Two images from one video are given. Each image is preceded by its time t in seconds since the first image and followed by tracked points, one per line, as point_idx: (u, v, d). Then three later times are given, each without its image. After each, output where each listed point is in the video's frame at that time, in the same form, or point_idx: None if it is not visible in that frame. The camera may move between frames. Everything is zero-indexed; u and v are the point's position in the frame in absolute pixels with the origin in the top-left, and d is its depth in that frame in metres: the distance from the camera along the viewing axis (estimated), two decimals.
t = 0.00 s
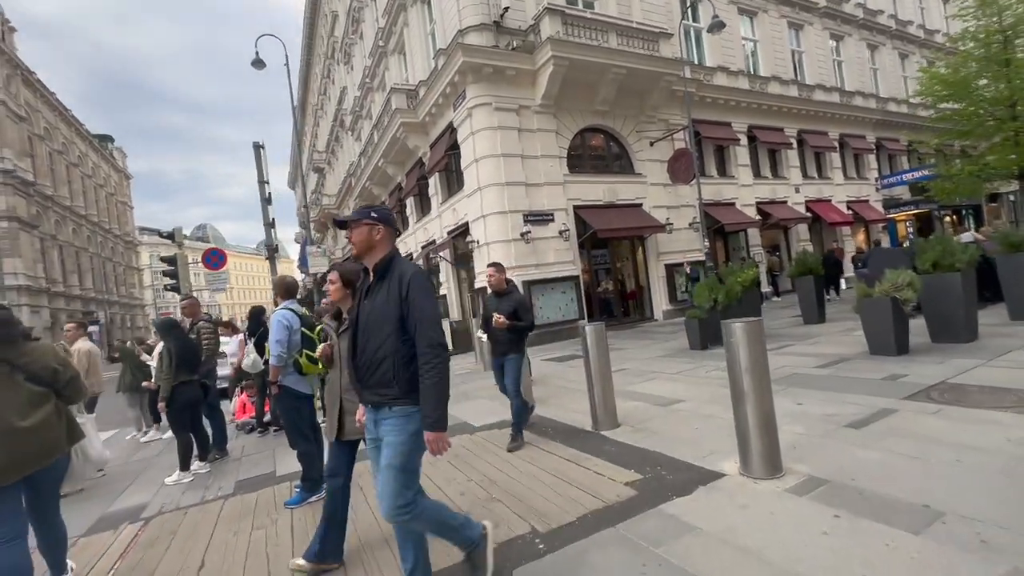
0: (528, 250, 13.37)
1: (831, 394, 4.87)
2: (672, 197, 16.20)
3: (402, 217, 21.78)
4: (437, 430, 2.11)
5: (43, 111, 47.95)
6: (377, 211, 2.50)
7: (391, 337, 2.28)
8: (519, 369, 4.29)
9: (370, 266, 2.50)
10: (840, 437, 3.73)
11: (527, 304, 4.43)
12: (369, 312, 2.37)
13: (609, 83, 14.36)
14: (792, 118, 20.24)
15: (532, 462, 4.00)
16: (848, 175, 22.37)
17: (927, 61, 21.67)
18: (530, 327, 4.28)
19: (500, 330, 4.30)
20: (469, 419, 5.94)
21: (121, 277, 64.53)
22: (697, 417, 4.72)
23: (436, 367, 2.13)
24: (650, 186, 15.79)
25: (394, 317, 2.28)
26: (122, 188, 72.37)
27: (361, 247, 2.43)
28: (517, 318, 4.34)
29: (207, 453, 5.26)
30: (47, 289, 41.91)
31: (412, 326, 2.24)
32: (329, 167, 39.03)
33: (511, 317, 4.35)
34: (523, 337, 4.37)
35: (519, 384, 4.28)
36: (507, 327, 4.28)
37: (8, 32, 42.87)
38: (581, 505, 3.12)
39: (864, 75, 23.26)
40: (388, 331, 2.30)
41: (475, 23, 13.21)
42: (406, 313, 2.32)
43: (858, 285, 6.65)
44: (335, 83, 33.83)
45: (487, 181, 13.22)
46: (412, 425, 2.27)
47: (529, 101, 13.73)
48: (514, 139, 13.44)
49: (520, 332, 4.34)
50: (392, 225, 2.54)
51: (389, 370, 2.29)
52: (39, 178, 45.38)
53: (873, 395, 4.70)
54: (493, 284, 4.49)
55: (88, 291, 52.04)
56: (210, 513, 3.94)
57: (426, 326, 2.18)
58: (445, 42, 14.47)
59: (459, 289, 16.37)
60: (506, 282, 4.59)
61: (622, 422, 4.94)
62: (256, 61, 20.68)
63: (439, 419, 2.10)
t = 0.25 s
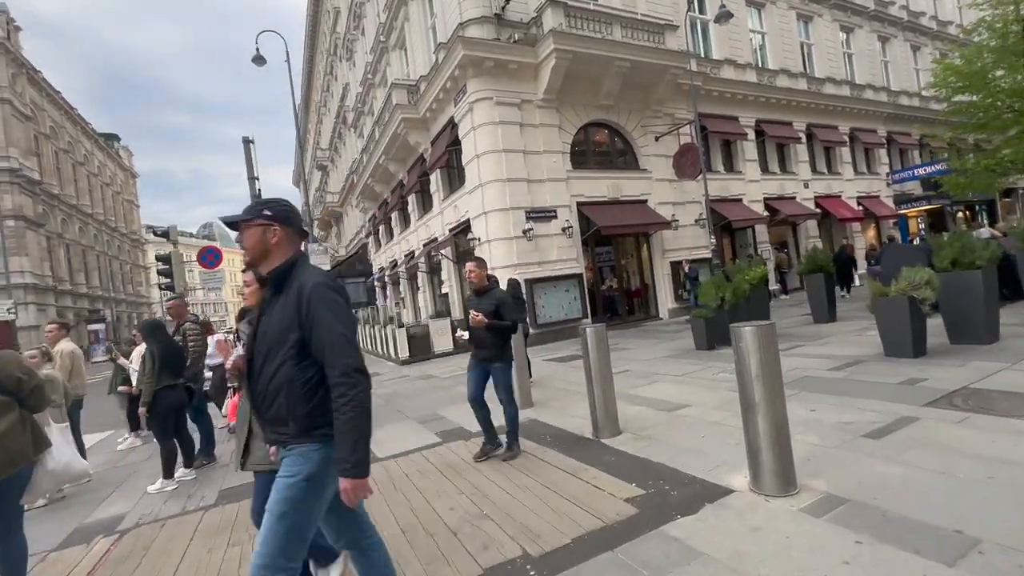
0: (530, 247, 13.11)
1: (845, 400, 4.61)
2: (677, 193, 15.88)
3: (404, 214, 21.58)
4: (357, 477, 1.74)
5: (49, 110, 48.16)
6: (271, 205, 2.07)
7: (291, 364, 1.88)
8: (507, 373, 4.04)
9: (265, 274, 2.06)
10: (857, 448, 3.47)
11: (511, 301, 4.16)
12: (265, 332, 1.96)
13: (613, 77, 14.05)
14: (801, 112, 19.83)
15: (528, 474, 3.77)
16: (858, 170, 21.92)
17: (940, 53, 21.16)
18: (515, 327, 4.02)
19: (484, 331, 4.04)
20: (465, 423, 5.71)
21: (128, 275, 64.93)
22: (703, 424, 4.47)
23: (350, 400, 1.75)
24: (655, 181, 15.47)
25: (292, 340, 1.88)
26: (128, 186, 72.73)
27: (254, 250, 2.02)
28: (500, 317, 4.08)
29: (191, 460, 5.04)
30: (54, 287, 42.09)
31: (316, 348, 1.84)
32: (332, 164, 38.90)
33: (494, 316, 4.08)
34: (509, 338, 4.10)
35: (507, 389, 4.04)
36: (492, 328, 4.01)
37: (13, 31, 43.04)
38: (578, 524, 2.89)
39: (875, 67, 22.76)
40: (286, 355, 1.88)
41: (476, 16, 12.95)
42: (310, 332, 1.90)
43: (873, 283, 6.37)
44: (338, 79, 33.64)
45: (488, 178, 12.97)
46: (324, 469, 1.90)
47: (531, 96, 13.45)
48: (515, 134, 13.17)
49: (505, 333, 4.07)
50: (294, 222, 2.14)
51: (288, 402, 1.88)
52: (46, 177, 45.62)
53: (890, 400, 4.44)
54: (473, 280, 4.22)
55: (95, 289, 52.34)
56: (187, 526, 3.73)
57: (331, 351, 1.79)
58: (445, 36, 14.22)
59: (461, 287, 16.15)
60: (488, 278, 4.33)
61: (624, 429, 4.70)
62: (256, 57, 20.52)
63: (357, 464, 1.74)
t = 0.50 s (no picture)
0: (531, 245, 12.89)
1: (858, 402, 4.37)
2: (681, 190, 15.63)
3: (404, 213, 21.40)
4: (179, 558, 1.36)
5: (51, 111, 48.25)
6: (121, 187, 1.69)
7: (116, 396, 1.50)
8: (488, 382, 3.78)
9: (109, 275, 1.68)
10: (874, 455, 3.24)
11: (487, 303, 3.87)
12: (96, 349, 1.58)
13: (615, 72, 13.81)
14: (805, 108, 19.54)
15: (523, 482, 3.56)
16: (864, 166, 21.59)
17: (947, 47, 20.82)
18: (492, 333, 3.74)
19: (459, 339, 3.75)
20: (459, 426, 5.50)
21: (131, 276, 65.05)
22: (709, 427, 4.24)
23: (179, 453, 1.36)
24: (658, 178, 15.22)
25: (120, 364, 1.51)
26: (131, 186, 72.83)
27: (93, 244, 1.64)
28: (476, 322, 3.79)
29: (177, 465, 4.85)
30: (56, 287, 42.13)
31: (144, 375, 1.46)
32: (333, 163, 38.77)
33: (469, 321, 3.80)
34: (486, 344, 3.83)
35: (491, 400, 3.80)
36: (467, 335, 3.73)
37: (15, 32, 43.11)
38: (575, 539, 2.67)
39: (881, 62, 22.43)
40: (109, 382, 1.50)
41: (475, 11, 12.75)
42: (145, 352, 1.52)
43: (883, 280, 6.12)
44: (338, 78, 33.50)
45: (488, 175, 12.76)
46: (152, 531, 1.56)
47: (531, 91, 13.23)
48: (515, 130, 12.95)
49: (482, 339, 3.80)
50: (152, 210, 1.73)
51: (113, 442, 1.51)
52: (48, 177, 45.70)
53: (906, 403, 4.20)
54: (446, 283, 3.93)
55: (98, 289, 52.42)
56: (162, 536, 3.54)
57: (157, 385, 1.41)
58: (444, 31, 14.02)
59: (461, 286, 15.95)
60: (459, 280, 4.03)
61: (625, 432, 4.48)
62: (255, 55, 20.39)
63: (178, 543, 1.35)
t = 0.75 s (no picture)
0: (530, 247, 12.64)
1: (873, 413, 4.12)
2: (683, 190, 15.37)
3: (403, 215, 21.20)
4: None
5: (52, 114, 48.21)
6: None
7: None
8: (446, 399, 3.40)
9: None
10: (895, 475, 2.99)
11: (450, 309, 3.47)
12: None
13: (615, 70, 13.58)
14: (809, 107, 19.28)
15: (516, 504, 3.31)
16: (869, 165, 21.30)
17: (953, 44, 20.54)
18: (454, 343, 3.35)
19: (418, 350, 3.37)
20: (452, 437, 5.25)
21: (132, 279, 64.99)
22: (714, 441, 3.99)
23: None
24: (659, 178, 14.97)
25: None
26: (132, 189, 72.89)
27: None
28: (436, 332, 3.40)
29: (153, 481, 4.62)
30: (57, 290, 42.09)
31: None
32: (333, 165, 38.63)
33: (429, 329, 3.40)
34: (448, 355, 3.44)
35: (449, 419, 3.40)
36: (426, 346, 3.35)
37: (15, 36, 43.09)
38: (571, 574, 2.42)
39: (885, 60, 22.16)
40: None
41: (473, 8, 12.54)
42: None
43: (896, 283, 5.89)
44: (337, 79, 33.35)
45: (486, 175, 12.53)
46: None
47: (530, 90, 13.00)
48: (514, 130, 12.72)
49: (443, 351, 3.40)
50: None
51: None
52: (49, 180, 45.64)
53: (925, 415, 3.94)
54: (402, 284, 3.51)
55: (98, 292, 52.31)
56: (131, 561, 3.32)
57: None
58: (442, 30, 13.81)
59: (460, 288, 15.71)
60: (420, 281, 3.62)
61: (626, 445, 4.23)
62: (253, 56, 20.23)
63: None
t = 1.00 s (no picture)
0: (529, 246, 12.44)
1: (887, 418, 3.90)
2: (685, 188, 15.14)
3: (402, 215, 21.04)
4: None
5: (52, 116, 48.23)
6: None
7: None
8: (406, 413, 3.00)
9: None
10: (917, 488, 2.77)
11: (415, 314, 3.10)
12: None
13: (615, 66, 13.36)
14: (812, 103, 19.03)
15: (507, 519, 3.09)
16: (873, 162, 21.03)
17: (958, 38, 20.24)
18: (418, 354, 2.97)
19: (377, 360, 3.00)
20: (446, 444, 5.05)
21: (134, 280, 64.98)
22: (720, 448, 3.77)
23: None
24: (660, 176, 14.75)
25: None
26: (134, 191, 73.00)
27: None
28: (398, 339, 3.02)
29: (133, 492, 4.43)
30: (58, 292, 42.11)
31: None
32: (333, 166, 38.51)
33: (389, 337, 3.03)
34: (411, 367, 3.06)
35: (400, 438, 2.95)
36: (386, 355, 2.97)
37: (15, 38, 43.10)
38: None
39: (889, 56, 21.87)
40: None
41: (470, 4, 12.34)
42: None
43: (907, 280, 5.67)
44: (336, 79, 33.19)
45: (484, 173, 12.34)
46: None
47: (528, 87, 12.80)
48: (512, 127, 12.51)
49: (406, 361, 3.02)
50: None
51: None
52: (49, 183, 45.64)
53: (943, 420, 3.72)
54: (361, 287, 3.16)
55: (100, 294, 52.32)
56: None
57: None
58: (439, 27, 13.63)
59: (459, 288, 15.51)
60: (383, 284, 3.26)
61: (625, 452, 4.02)
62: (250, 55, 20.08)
63: None
